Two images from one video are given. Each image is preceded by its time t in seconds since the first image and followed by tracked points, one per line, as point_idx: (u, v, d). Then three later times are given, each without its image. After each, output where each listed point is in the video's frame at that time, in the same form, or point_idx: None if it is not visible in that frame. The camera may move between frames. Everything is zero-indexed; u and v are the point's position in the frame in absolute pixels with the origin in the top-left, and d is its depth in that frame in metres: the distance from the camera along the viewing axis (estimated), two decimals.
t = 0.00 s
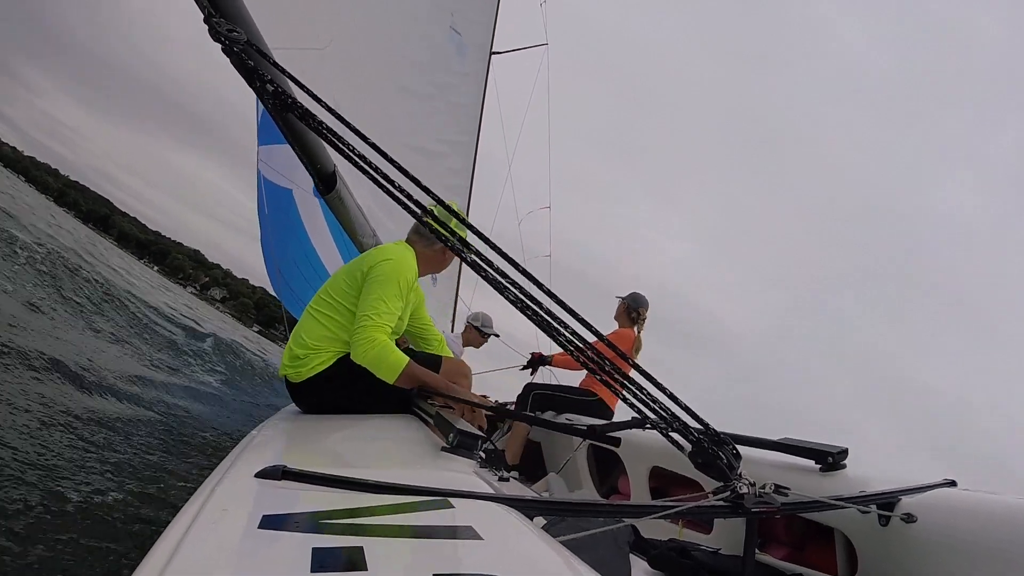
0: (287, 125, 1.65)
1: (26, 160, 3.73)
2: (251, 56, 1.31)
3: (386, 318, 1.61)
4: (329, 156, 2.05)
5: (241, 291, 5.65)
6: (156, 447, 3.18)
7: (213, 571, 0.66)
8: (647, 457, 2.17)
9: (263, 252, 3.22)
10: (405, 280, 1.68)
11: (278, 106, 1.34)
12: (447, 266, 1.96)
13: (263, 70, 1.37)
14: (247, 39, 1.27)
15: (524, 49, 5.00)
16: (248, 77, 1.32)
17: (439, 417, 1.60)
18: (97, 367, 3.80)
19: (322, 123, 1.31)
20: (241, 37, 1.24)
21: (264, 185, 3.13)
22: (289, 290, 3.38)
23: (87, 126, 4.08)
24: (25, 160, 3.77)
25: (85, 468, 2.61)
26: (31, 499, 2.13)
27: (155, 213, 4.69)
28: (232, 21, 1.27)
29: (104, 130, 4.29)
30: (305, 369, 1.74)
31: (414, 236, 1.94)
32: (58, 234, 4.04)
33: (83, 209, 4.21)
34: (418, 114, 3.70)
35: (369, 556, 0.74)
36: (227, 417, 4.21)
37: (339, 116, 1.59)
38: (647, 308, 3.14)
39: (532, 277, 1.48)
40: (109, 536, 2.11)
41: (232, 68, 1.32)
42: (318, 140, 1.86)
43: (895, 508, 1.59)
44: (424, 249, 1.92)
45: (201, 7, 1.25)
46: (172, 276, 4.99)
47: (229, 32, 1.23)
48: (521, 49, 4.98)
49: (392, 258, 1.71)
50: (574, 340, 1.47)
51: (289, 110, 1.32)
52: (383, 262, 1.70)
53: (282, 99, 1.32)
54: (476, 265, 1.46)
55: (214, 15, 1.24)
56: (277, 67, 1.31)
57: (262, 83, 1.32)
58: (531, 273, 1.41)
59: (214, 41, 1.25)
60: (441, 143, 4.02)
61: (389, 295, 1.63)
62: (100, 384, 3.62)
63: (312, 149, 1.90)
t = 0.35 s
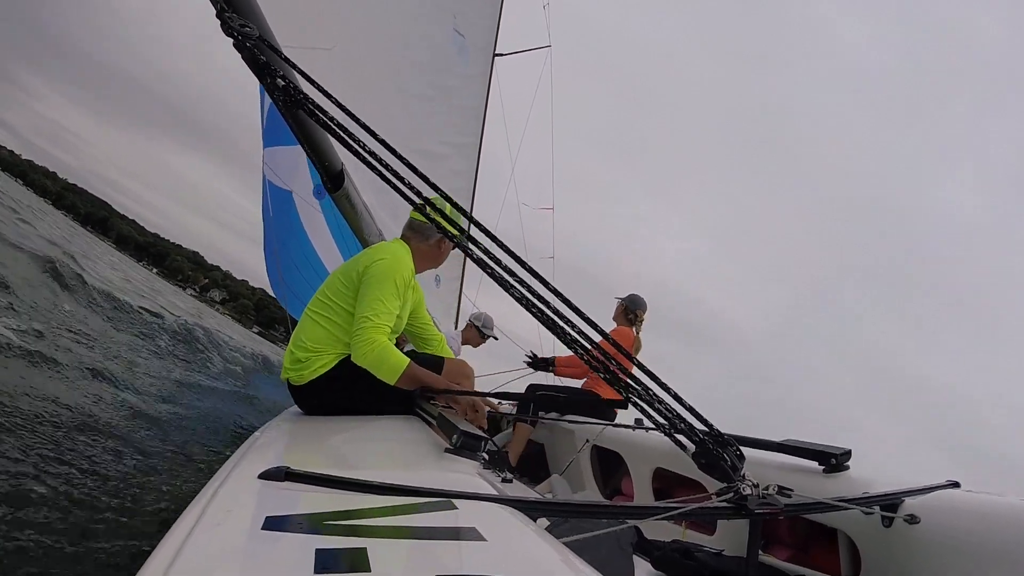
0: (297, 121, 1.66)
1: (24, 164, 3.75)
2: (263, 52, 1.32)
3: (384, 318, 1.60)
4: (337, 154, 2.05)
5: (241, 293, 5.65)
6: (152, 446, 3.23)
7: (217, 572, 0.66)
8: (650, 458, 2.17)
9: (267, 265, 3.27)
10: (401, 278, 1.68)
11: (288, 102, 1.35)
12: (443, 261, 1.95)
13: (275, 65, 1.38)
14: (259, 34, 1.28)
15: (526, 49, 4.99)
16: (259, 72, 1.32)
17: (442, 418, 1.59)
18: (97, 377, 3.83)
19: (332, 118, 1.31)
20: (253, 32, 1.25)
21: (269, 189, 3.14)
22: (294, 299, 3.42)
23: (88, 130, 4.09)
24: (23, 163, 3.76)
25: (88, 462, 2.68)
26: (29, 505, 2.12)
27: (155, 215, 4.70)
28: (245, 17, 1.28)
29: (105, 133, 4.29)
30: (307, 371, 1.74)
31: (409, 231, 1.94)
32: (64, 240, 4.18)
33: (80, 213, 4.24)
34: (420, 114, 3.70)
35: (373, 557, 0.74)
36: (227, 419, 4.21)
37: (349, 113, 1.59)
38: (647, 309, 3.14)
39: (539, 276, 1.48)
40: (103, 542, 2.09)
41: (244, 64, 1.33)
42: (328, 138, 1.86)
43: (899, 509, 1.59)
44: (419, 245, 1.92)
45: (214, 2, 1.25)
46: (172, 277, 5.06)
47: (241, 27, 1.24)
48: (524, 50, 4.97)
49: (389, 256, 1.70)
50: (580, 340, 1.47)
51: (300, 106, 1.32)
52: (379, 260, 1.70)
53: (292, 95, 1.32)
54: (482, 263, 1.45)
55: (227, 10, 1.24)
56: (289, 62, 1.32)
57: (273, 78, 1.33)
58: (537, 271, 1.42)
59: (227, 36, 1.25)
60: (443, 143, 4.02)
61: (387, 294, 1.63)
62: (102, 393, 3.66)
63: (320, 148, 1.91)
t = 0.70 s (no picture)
0: (286, 130, 1.65)
1: (22, 164, 3.72)
2: (249, 63, 1.31)
3: (383, 318, 1.60)
4: (329, 160, 2.05)
5: (240, 292, 5.41)
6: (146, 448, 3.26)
7: (218, 572, 0.66)
8: (651, 458, 2.17)
9: (266, 271, 3.26)
10: (400, 276, 1.67)
11: (276, 112, 1.34)
12: (440, 259, 1.95)
13: (261, 76, 1.37)
14: (244, 46, 1.27)
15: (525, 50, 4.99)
16: (246, 84, 1.31)
17: (443, 418, 1.59)
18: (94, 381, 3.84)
19: (321, 130, 1.31)
20: (239, 44, 1.24)
21: (268, 187, 3.14)
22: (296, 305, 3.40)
23: (87, 130, 4.08)
24: (20, 161, 3.74)
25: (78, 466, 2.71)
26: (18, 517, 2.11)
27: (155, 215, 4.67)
28: (231, 28, 1.27)
29: (105, 133, 4.29)
30: (308, 372, 1.74)
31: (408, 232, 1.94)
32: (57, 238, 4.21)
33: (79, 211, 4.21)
34: (419, 113, 3.70)
35: (373, 557, 0.74)
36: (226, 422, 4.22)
37: (337, 122, 1.58)
38: (649, 309, 3.14)
39: (535, 283, 1.48)
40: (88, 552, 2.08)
41: (230, 75, 1.31)
42: (318, 145, 1.85)
43: (900, 509, 1.59)
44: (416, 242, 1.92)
45: (198, 14, 1.24)
46: (168, 277, 5.02)
47: (226, 40, 1.23)
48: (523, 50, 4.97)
49: (388, 254, 1.70)
50: (577, 345, 1.47)
51: (288, 118, 1.32)
52: (377, 258, 1.69)
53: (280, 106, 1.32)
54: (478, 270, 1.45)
55: (212, 23, 1.23)
56: (275, 74, 1.31)
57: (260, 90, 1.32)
58: (533, 278, 1.42)
59: (212, 48, 1.24)
60: (442, 143, 4.01)
61: (386, 294, 1.63)
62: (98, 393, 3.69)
63: (312, 154, 1.90)
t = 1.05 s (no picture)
0: (293, 128, 1.65)
1: (19, 163, 3.71)
2: (257, 60, 1.31)
3: (382, 320, 1.60)
4: (334, 159, 2.05)
5: (237, 291, 5.60)
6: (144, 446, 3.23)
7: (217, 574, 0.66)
8: (651, 460, 2.18)
9: (265, 279, 3.28)
10: (397, 277, 1.67)
11: (283, 109, 1.35)
12: (438, 260, 1.95)
13: (269, 73, 1.38)
14: (252, 42, 1.27)
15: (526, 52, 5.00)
16: (254, 80, 1.32)
17: (443, 420, 1.59)
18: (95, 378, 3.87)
19: (327, 125, 1.31)
20: (248, 40, 1.25)
21: (262, 192, 3.13)
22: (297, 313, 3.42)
23: (87, 130, 4.08)
24: (18, 161, 3.73)
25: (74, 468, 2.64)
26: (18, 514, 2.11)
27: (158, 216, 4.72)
28: (239, 24, 1.27)
29: (105, 134, 4.29)
30: (307, 375, 1.74)
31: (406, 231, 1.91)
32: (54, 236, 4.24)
33: (77, 210, 4.21)
34: (419, 115, 3.70)
35: (372, 560, 0.74)
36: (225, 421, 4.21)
37: (343, 119, 1.58)
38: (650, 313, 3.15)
39: (538, 282, 1.48)
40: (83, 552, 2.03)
41: (238, 71, 1.32)
42: (323, 143, 1.85)
43: (900, 512, 1.59)
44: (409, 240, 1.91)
45: (207, 10, 1.24)
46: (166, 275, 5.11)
47: (235, 36, 1.23)
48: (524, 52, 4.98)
49: (384, 255, 1.70)
50: (580, 345, 1.47)
51: (295, 114, 1.32)
52: (374, 259, 1.69)
53: (287, 102, 1.32)
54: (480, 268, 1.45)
55: (220, 18, 1.23)
56: (283, 70, 1.32)
57: (268, 86, 1.32)
58: (537, 277, 1.42)
59: (220, 44, 1.25)
60: (443, 145, 4.02)
61: (384, 296, 1.63)
62: (98, 389, 3.73)
63: (317, 153, 1.90)
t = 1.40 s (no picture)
0: (290, 126, 1.64)
1: (15, 159, 3.64)
2: (254, 58, 1.30)
3: (381, 318, 1.60)
4: (332, 156, 2.04)
5: (234, 287, 5.30)
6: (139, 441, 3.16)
7: (217, 571, 0.66)
8: (651, 456, 2.17)
9: (265, 275, 3.27)
10: (395, 274, 1.67)
11: (280, 107, 1.34)
12: (436, 256, 1.95)
13: (265, 71, 1.37)
14: (249, 40, 1.27)
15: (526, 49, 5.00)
16: (250, 78, 1.31)
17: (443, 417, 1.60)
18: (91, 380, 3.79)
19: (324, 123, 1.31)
20: (244, 39, 1.24)
21: (263, 188, 3.10)
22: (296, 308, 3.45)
23: (86, 130, 4.07)
24: (15, 157, 3.67)
25: (69, 468, 2.55)
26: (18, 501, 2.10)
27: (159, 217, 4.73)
28: (235, 22, 1.27)
29: (105, 133, 4.27)
30: (305, 372, 1.74)
31: (404, 227, 1.92)
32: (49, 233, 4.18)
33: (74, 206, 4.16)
34: (420, 114, 3.70)
35: (373, 556, 0.74)
36: (223, 418, 4.16)
37: (340, 117, 1.57)
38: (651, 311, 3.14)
39: (537, 279, 1.48)
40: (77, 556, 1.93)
41: (235, 70, 1.31)
42: (321, 140, 1.85)
43: (899, 507, 1.59)
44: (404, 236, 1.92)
45: (203, 8, 1.24)
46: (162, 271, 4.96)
47: (231, 34, 1.22)
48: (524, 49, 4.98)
49: (382, 252, 1.70)
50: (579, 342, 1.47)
51: (292, 112, 1.32)
52: (371, 256, 1.69)
53: (284, 101, 1.32)
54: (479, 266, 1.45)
55: (216, 17, 1.23)
56: (280, 69, 1.31)
57: (264, 84, 1.31)
58: (535, 274, 1.42)
59: (217, 42, 1.24)
60: (443, 143, 4.01)
61: (382, 294, 1.63)
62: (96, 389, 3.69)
63: (314, 150, 1.90)
